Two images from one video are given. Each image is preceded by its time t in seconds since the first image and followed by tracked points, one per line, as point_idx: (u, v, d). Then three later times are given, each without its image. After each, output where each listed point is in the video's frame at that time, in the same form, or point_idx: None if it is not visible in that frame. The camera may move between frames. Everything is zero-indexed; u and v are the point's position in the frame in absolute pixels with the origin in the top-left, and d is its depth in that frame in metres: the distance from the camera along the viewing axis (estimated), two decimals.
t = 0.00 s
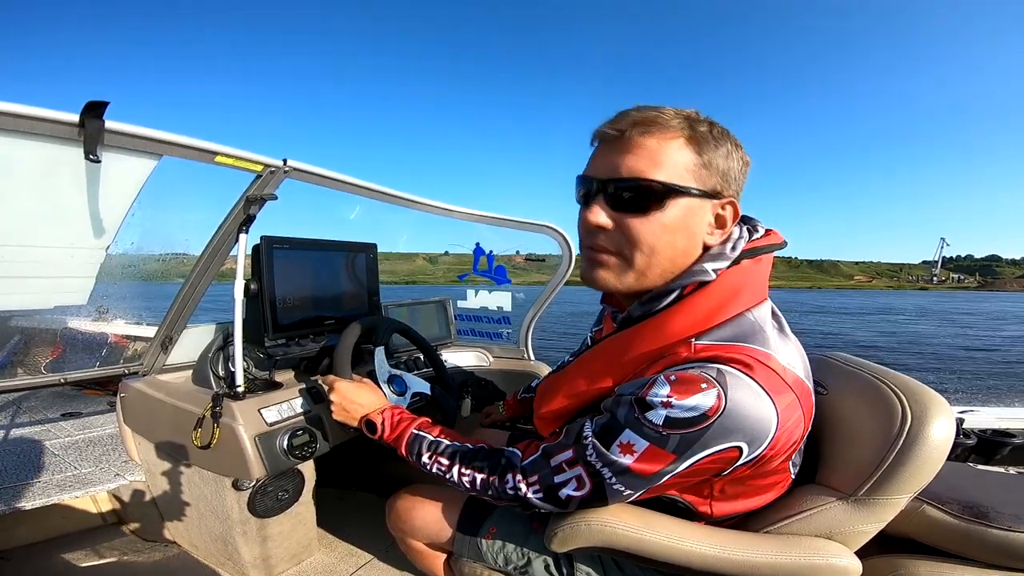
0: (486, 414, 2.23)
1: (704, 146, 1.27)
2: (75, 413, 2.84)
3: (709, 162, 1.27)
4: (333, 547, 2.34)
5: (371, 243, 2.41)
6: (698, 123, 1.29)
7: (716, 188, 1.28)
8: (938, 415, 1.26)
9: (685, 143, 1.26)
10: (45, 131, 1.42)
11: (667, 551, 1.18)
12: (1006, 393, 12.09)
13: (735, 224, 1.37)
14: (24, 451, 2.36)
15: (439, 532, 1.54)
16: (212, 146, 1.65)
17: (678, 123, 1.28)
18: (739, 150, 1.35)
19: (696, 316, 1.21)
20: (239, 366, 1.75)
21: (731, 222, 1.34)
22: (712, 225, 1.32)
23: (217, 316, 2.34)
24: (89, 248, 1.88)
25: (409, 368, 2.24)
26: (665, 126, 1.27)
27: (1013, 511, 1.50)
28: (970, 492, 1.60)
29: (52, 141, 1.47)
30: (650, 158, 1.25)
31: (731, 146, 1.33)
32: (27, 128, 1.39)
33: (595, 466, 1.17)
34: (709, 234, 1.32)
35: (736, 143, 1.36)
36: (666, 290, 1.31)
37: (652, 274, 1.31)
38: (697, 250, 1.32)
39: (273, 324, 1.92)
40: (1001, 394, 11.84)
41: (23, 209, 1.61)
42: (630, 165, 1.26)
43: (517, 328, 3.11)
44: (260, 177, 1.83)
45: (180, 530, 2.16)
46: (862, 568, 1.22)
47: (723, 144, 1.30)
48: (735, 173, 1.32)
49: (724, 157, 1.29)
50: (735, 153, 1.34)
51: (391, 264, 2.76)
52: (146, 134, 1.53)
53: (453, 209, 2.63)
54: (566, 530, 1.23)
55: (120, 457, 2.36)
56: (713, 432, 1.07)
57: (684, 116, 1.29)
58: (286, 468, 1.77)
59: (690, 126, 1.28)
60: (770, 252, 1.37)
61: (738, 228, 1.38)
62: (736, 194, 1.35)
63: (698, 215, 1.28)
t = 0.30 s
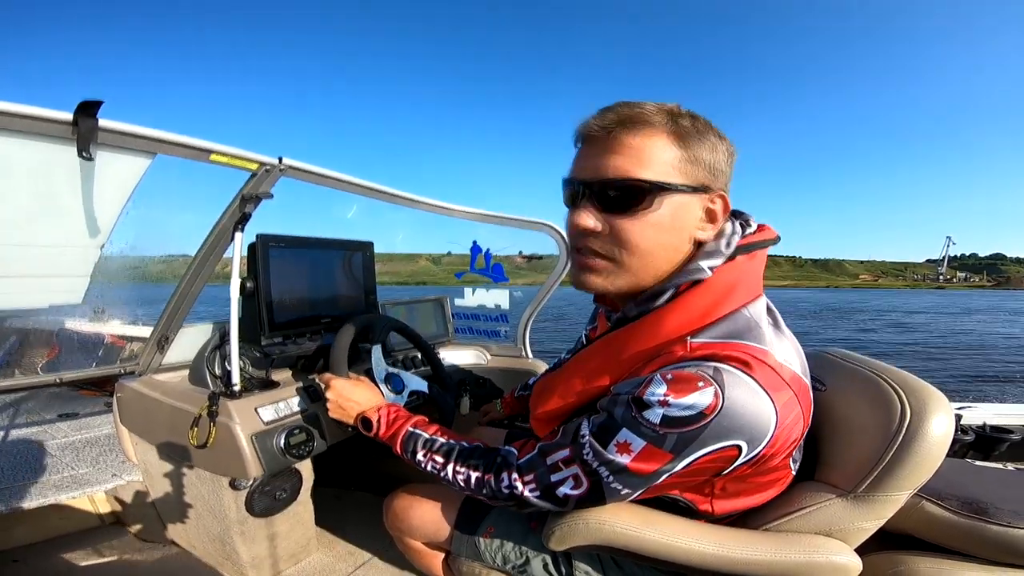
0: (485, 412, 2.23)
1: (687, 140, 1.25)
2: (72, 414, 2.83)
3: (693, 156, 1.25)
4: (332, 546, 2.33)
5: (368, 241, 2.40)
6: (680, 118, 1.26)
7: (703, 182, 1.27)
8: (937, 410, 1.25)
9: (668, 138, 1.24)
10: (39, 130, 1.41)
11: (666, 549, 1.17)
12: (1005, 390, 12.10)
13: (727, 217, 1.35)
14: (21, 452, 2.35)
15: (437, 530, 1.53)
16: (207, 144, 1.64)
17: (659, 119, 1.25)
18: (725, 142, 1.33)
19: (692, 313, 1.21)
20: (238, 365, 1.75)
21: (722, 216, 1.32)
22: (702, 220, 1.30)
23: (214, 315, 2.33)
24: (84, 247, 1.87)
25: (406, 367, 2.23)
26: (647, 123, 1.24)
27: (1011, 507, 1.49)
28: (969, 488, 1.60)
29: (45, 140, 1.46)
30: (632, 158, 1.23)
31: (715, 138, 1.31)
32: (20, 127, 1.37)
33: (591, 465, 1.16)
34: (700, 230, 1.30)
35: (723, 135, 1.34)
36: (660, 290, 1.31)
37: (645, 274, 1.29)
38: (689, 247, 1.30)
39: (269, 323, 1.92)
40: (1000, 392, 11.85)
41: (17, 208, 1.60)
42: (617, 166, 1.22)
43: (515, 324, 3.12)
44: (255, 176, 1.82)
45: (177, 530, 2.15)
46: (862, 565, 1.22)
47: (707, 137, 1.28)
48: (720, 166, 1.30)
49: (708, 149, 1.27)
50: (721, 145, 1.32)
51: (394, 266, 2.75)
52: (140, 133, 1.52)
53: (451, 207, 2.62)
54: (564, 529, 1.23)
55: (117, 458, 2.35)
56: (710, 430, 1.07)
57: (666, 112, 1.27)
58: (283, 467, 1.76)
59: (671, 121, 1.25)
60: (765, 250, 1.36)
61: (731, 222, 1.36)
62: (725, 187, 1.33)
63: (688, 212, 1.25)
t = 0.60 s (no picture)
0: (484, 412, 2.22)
1: (640, 135, 1.33)
2: (72, 411, 2.82)
3: (642, 148, 1.31)
4: (331, 545, 2.33)
5: (369, 239, 2.40)
6: (649, 118, 1.36)
7: (652, 174, 1.31)
8: (935, 413, 1.25)
9: (625, 133, 1.36)
10: (41, 126, 1.41)
11: (665, 548, 1.18)
12: (1003, 393, 12.13)
13: (700, 213, 1.33)
14: (22, 448, 2.35)
15: (437, 529, 1.54)
16: (209, 142, 1.65)
17: (626, 119, 1.39)
18: (699, 138, 1.32)
19: (685, 306, 1.21)
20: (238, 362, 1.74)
21: (683, 211, 1.31)
22: (654, 210, 1.32)
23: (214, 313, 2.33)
24: (85, 244, 1.87)
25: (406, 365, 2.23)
26: (615, 123, 1.40)
27: (1009, 509, 1.50)
28: (966, 490, 1.61)
29: (48, 137, 1.46)
30: (591, 151, 1.41)
31: (686, 135, 1.32)
32: (23, 123, 1.38)
33: (588, 460, 1.17)
34: (650, 219, 1.33)
35: (698, 132, 1.33)
36: (647, 281, 1.31)
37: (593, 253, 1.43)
38: (640, 234, 1.36)
39: (270, 320, 1.91)
40: (998, 395, 11.86)
41: (19, 204, 1.60)
42: (580, 157, 1.43)
43: (515, 325, 3.13)
44: (257, 173, 1.83)
45: (176, 528, 2.15)
46: (860, 566, 1.22)
47: (668, 132, 1.31)
48: (683, 161, 1.30)
49: (666, 143, 1.30)
50: (691, 141, 1.31)
51: (399, 265, 2.82)
52: (143, 130, 1.52)
53: (451, 206, 2.63)
54: (563, 528, 1.23)
55: (116, 455, 2.35)
56: (706, 421, 1.07)
57: (637, 114, 1.39)
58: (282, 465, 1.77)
59: (634, 120, 1.37)
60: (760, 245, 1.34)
61: (711, 219, 1.34)
62: (699, 182, 1.31)
63: (630, 198, 1.33)
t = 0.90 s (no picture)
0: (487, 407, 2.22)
1: (655, 130, 1.35)
2: (75, 403, 2.83)
3: (656, 142, 1.33)
4: (332, 539, 2.34)
5: (373, 234, 2.40)
6: (664, 117, 1.38)
7: (665, 166, 1.32)
8: (939, 411, 1.26)
9: (642, 128, 1.38)
10: (50, 118, 1.41)
11: (668, 544, 1.18)
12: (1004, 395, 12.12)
13: (711, 207, 1.35)
14: (25, 441, 2.36)
15: (439, 524, 1.54)
16: (216, 135, 1.65)
17: (643, 118, 1.41)
18: (712, 135, 1.34)
19: (689, 292, 1.20)
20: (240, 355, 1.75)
21: (693, 202, 1.31)
22: (665, 200, 1.33)
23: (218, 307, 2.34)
24: (91, 236, 1.87)
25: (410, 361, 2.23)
26: (631, 121, 1.43)
27: (1011, 510, 1.50)
28: (968, 490, 1.61)
29: (56, 129, 1.46)
30: (608, 145, 1.43)
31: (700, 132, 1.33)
32: (33, 115, 1.38)
33: (593, 438, 1.18)
34: (661, 208, 1.33)
35: (711, 130, 1.34)
36: (654, 269, 1.32)
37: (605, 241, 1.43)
38: (652, 223, 1.36)
39: (274, 313, 1.91)
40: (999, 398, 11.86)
41: (27, 194, 1.61)
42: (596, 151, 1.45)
43: (518, 322, 3.12)
44: (263, 167, 1.83)
45: (178, 521, 2.16)
46: (862, 564, 1.22)
47: (681, 129, 1.33)
48: (695, 156, 1.31)
49: (679, 139, 1.32)
50: (703, 138, 1.33)
51: (406, 260, 2.77)
52: (151, 122, 1.52)
53: (456, 202, 2.63)
54: (567, 522, 1.23)
55: (119, 448, 2.35)
56: (711, 401, 1.07)
57: (653, 113, 1.41)
58: (285, 458, 1.77)
59: (651, 118, 1.39)
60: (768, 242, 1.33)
61: (722, 213, 1.35)
62: (709, 177, 1.32)
63: (644, 188, 1.34)
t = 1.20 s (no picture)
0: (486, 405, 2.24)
1: (679, 128, 1.35)
2: (75, 401, 2.82)
3: (680, 139, 1.34)
4: (331, 538, 2.33)
5: (373, 232, 2.40)
6: (685, 116, 1.39)
7: (688, 162, 1.33)
8: (939, 409, 1.26)
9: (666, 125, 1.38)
10: (51, 115, 1.41)
11: (669, 541, 1.18)
12: (1003, 395, 12.13)
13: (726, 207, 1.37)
14: (24, 439, 2.35)
15: (440, 522, 1.54)
16: (217, 132, 1.65)
17: (664, 114, 1.41)
18: (732, 138, 1.36)
19: (692, 283, 1.20)
20: (240, 353, 1.75)
21: (712, 199, 1.34)
22: (685, 195, 1.34)
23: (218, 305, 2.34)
24: (91, 233, 1.87)
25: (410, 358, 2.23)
26: (651, 116, 1.42)
27: (1010, 508, 1.50)
28: (967, 488, 1.61)
29: (57, 126, 1.46)
30: (629, 136, 1.40)
31: (721, 133, 1.36)
32: (34, 112, 1.38)
33: (588, 410, 1.15)
34: (681, 202, 1.34)
35: (731, 133, 1.37)
36: (658, 258, 1.31)
37: (620, 231, 1.41)
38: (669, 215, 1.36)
39: (274, 311, 1.91)
40: (998, 397, 11.87)
41: (26, 191, 1.60)
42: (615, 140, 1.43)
43: (517, 319, 3.13)
44: (264, 164, 1.83)
45: (178, 520, 2.16)
46: (862, 562, 1.23)
47: (705, 129, 1.35)
48: (716, 155, 1.34)
49: (703, 138, 1.33)
50: (725, 139, 1.35)
51: (411, 259, 2.81)
52: (152, 119, 1.52)
53: (456, 200, 2.63)
54: (567, 520, 1.23)
55: (118, 446, 2.35)
56: (711, 382, 1.07)
57: (674, 111, 1.42)
58: (285, 456, 1.77)
59: (673, 116, 1.39)
60: (769, 239, 1.33)
61: (732, 210, 1.37)
62: (727, 177, 1.35)
63: (666, 181, 1.34)
